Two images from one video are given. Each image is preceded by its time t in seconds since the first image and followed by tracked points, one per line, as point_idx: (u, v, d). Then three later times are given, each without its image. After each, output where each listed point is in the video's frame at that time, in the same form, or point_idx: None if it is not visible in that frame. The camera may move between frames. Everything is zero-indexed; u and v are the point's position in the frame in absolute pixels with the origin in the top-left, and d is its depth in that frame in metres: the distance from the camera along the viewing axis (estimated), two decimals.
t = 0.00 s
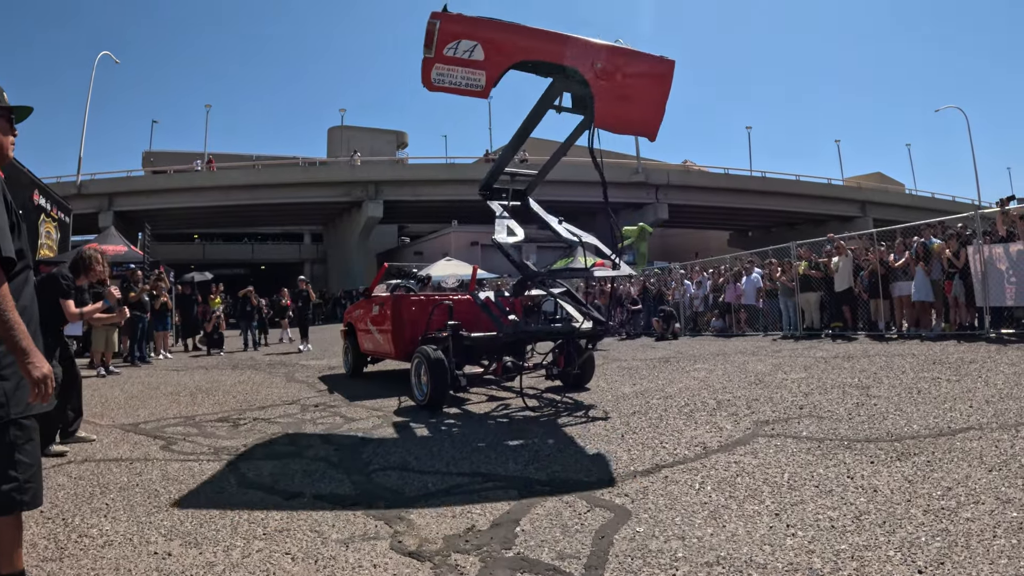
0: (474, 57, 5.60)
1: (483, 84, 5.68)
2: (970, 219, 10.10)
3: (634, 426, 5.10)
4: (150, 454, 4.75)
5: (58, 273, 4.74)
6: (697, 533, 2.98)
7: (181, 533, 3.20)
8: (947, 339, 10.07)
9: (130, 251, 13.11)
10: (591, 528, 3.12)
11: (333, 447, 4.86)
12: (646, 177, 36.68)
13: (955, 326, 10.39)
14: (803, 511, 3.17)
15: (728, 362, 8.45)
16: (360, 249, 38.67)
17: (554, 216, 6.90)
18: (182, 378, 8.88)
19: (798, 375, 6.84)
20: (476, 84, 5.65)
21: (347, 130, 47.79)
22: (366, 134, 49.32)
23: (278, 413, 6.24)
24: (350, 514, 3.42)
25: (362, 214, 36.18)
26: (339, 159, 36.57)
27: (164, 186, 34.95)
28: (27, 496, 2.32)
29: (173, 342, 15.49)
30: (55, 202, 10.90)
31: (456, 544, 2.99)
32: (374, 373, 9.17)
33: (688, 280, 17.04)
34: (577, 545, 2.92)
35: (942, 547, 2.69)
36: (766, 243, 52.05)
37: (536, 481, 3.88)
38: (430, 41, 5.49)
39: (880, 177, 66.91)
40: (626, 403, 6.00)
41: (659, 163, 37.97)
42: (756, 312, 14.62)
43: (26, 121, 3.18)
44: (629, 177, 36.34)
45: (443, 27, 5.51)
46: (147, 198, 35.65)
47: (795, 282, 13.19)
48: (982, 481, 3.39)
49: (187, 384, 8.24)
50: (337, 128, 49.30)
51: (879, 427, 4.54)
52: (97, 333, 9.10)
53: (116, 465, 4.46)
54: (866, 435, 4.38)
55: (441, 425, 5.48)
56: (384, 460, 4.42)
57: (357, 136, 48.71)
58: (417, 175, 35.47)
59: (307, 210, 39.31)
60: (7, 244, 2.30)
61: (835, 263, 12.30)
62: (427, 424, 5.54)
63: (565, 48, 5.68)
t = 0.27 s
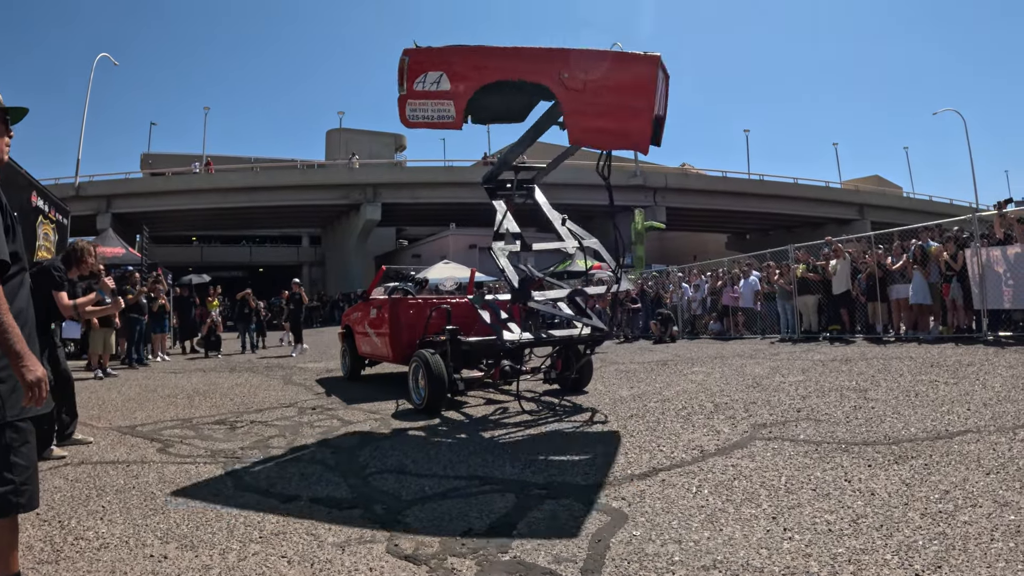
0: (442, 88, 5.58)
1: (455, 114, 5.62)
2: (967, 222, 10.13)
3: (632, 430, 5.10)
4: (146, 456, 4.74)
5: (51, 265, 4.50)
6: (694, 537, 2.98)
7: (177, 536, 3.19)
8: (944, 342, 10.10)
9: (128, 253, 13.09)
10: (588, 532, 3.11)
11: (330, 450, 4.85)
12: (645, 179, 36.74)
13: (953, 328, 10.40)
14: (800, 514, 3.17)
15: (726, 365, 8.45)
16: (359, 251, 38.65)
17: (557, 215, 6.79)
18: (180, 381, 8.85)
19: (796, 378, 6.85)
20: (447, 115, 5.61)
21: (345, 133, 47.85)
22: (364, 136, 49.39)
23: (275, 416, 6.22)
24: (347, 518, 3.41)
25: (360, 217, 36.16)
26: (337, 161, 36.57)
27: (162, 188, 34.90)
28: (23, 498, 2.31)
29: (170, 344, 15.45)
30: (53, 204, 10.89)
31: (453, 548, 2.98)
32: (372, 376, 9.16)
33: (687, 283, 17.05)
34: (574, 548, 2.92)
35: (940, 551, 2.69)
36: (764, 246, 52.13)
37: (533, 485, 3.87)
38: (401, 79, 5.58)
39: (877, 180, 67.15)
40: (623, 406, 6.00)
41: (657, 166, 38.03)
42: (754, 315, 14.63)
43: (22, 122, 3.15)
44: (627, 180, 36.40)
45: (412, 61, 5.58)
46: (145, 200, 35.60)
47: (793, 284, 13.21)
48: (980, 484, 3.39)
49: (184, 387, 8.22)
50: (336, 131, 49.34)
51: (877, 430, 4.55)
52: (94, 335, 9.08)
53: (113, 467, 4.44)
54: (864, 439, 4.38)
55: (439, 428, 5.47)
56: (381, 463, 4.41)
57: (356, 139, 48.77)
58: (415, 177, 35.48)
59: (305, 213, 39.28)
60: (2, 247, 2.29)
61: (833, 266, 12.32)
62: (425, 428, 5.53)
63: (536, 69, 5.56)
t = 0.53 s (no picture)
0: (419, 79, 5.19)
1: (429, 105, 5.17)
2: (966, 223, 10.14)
3: (630, 430, 5.10)
4: (145, 457, 4.74)
5: (45, 265, 4.47)
6: (691, 538, 2.99)
7: (177, 536, 3.19)
8: (943, 343, 10.14)
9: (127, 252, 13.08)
10: (586, 533, 3.12)
11: (329, 451, 4.85)
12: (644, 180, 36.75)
13: (952, 330, 10.43)
14: (797, 516, 3.18)
15: (725, 366, 8.45)
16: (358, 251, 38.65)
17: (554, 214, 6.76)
18: (179, 381, 8.85)
19: (794, 379, 6.85)
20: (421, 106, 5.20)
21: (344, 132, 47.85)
22: (363, 136, 49.41)
23: (274, 416, 6.22)
24: (345, 519, 3.41)
25: (359, 217, 36.15)
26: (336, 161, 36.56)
27: (161, 187, 34.88)
28: (23, 499, 2.31)
29: (169, 344, 15.45)
30: (52, 203, 10.88)
31: (451, 549, 2.98)
32: (371, 376, 9.16)
33: (685, 284, 17.08)
34: (572, 549, 2.92)
35: (936, 553, 2.70)
36: (763, 246, 52.18)
37: (532, 486, 3.88)
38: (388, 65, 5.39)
39: (875, 180, 67.26)
40: (622, 407, 6.01)
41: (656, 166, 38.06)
42: (752, 316, 14.66)
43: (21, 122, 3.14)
44: (626, 180, 36.42)
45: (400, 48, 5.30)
46: (144, 200, 35.57)
47: (791, 285, 13.23)
48: (977, 486, 3.40)
49: (183, 387, 8.21)
50: (335, 130, 49.32)
51: (874, 432, 4.56)
52: (93, 334, 9.08)
53: (112, 467, 4.44)
54: (862, 440, 4.39)
55: (438, 429, 5.47)
56: (379, 464, 4.42)
57: (355, 139, 48.77)
58: (414, 177, 35.48)
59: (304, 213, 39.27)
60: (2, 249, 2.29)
61: (831, 267, 12.33)
62: (424, 428, 5.53)
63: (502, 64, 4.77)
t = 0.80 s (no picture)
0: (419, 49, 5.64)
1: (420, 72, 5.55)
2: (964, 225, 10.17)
3: (627, 433, 5.11)
4: (145, 460, 4.74)
5: (40, 268, 4.49)
6: (687, 544, 3.00)
7: (177, 541, 3.20)
8: (941, 344, 10.18)
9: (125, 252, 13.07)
10: (583, 538, 3.13)
11: (328, 454, 4.86)
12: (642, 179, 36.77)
13: (950, 331, 10.50)
14: (792, 522, 3.19)
15: (723, 367, 8.47)
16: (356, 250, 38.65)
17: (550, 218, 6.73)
18: (177, 381, 8.85)
19: (791, 381, 6.87)
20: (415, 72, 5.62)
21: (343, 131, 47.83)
22: (362, 135, 49.38)
23: (272, 418, 6.22)
24: (344, 523, 3.43)
25: (358, 216, 36.12)
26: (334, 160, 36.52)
27: (160, 186, 34.83)
28: (24, 508, 2.31)
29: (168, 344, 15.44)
30: (50, 203, 10.89)
31: (449, 554, 3.00)
32: (369, 377, 9.16)
33: (684, 284, 17.10)
34: (569, 555, 2.94)
35: (929, 560, 2.71)
36: (762, 246, 52.24)
37: (529, 490, 3.89)
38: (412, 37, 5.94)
39: (874, 180, 67.37)
40: (619, 409, 6.02)
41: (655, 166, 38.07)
42: (750, 316, 14.69)
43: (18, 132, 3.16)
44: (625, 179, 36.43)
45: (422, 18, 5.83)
46: (143, 198, 35.53)
47: (789, 286, 13.26)
48: (971, 492, 3.42)
49: (181, 388, 8.21)
50: (333, 128, 49.23)
51: (871, 436, 4.57)
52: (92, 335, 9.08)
53: (111, 471, 4.45)
54: (858, 445, 4.40)
55: (436, 432, 5.48)
56: (378, 468, 4.43)
57: (353, 137, 48.73)
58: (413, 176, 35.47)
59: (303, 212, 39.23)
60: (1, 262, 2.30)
61: (830, 268, 12.34)
62: (422, 431, 5.54)
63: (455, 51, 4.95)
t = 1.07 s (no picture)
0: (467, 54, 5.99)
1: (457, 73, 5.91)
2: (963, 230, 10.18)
3: (625, 442, 5.13)
4: (146, 470, 4.76)
5: (34, 279, 4.57)
6: (684, 561, 3.02)
7: (180, 558, 3.22)
8: (939, 348, 10.23)
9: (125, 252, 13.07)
10: (581, 555, 3.15)
11: (328, 463, 4.88)
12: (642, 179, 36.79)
13: (949, 334, 10.57)
14: (788, 539, 3.22)
15: (722, 371, 8.49)
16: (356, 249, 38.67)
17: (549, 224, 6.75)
18: (177, 384, 8.87)
19: (790, 387, 6.88)
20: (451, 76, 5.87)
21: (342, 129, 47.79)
22: (362, 133, 49.34)
23: (273, 424, 6.24)
24: (345, 538, 3.45)
25: (357, 214, 36.12)
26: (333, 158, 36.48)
27: (159, 184, 34.83)
28: (31, 534, 2.34)
29: (167, 343, 15.46)
30: (49, 203, 10.91)
31: (448, 571, 3.02)
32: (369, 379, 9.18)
33: (683, 284, 17.11)
34: (567, 573, 2.96)
35: None
36: (761, 245, 52.27)
37: (528, 503, 3.91)
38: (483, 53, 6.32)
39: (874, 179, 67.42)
40: (618, 416, 6.03)
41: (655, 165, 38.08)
42: (749, 318, 14.72)
43: (14, 153, 3.26)
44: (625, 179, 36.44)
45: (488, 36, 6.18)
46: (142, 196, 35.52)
47: (789, 288, 13.27)
48: (966, 509, 3.44)
49: (182, 391, 8.22)
50: (333, 125, 49.17)
51: (867, 447, 4.58)
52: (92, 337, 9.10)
53: (113, 481, 4.46)
54: (855, 457, 4.42)
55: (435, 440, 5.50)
56: (378, 479, 4.44)
57: (353, 135, 48.69)
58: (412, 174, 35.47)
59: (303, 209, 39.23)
60: None
61: (829, 270, 12.36)
62: (421, 439, 5.57)
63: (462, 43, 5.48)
